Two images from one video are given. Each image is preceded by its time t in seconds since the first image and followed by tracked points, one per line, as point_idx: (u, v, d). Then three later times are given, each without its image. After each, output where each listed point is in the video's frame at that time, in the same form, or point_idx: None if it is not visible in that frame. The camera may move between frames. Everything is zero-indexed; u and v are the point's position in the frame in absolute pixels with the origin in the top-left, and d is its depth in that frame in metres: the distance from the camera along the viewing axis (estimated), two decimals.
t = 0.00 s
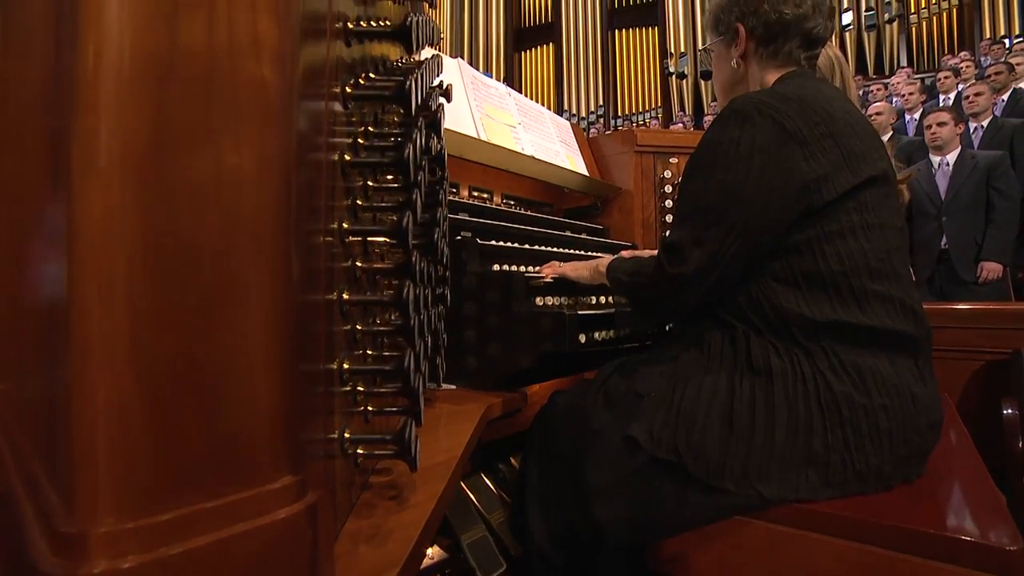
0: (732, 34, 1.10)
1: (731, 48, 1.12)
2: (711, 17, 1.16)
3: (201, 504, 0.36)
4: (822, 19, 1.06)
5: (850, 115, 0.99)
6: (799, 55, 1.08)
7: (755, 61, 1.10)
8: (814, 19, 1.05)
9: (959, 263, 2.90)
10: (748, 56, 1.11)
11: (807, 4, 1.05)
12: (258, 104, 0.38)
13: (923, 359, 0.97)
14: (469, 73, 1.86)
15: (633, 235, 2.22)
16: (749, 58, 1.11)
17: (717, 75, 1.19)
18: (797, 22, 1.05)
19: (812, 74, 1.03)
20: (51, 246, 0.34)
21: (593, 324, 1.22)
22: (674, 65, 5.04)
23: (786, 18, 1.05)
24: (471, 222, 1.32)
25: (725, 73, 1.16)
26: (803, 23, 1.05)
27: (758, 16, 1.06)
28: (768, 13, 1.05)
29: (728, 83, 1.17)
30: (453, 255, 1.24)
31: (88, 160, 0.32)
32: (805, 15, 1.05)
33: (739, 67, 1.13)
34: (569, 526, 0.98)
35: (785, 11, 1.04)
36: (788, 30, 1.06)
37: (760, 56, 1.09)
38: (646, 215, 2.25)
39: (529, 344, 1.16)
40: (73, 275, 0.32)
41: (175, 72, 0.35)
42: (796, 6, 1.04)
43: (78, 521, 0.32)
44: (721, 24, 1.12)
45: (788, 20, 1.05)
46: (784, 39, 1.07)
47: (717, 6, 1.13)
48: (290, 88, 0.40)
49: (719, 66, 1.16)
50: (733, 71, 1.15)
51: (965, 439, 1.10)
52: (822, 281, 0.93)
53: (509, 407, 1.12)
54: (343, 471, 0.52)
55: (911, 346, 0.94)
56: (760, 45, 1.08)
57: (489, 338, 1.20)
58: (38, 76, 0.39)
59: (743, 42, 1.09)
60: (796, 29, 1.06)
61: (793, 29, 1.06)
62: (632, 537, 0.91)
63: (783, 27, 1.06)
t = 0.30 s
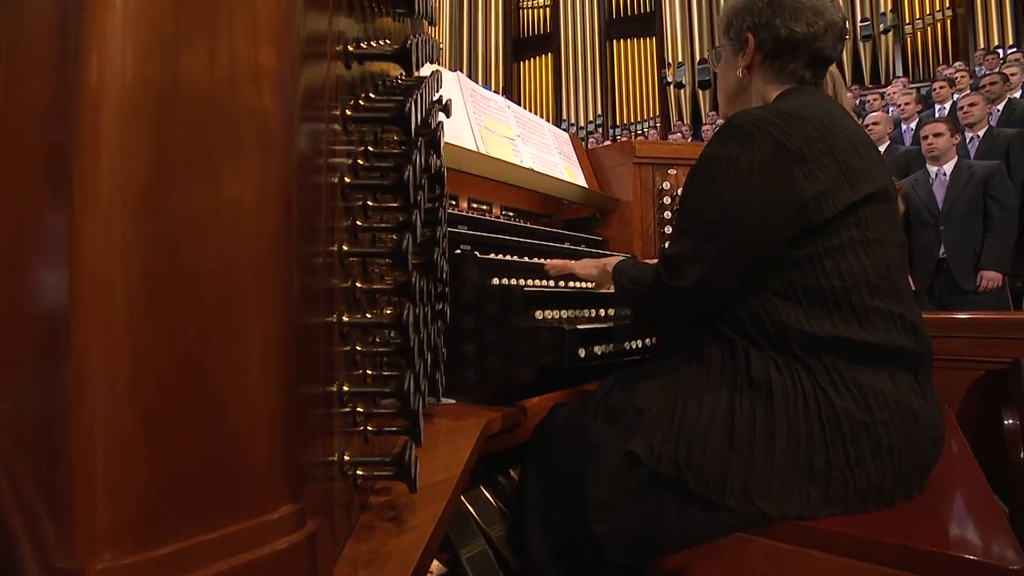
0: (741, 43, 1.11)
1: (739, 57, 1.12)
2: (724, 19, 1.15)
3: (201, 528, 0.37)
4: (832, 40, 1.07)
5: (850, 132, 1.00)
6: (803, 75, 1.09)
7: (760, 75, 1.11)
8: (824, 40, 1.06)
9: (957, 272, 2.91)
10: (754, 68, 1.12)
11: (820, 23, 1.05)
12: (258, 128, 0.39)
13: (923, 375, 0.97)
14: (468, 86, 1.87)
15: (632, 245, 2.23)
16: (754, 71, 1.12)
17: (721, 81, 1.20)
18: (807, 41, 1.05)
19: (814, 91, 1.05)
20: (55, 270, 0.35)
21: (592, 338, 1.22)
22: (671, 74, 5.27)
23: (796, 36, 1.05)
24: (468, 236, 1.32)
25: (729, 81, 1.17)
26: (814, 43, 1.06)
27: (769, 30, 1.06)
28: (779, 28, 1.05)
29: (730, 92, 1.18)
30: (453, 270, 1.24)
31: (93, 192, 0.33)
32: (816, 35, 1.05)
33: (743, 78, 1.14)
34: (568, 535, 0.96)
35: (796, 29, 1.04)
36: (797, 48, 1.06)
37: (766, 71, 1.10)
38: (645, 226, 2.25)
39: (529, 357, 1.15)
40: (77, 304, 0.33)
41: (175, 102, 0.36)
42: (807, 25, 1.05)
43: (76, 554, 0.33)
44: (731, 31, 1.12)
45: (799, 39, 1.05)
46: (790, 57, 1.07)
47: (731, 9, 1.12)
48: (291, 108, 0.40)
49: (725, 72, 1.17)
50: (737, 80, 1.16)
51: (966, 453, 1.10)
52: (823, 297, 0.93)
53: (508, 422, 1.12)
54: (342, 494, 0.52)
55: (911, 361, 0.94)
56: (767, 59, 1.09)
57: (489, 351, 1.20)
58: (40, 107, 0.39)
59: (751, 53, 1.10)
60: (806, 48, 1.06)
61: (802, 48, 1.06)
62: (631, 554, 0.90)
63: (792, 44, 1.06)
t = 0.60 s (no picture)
0: (760, 54, 1.12)
1: (758, 68, 1.14)
2: (744, 29, 1.16)
3: (198, 546, 0.38)
4: (852, 57, 1.07)
5: (854, 152, 1.00)
6: (819, 90, 1.10)
7: (777, 87, 1.13)
8: (845, 55, 1.06)
9: (953, 283, 2.93)
10: (772, 81, 1.13)
11: (842, 39, 1.05)
12: (260, 151, 0.40)
13: (921, 396, 0.98)
14: (467, 100, 1.88)
15: (630, 258, 2.24)
16: (772, 83, 1.13)
17: (739, 91, 1.21)
18: (827, 56, 1.06)
19: (830, 108, 1.06)
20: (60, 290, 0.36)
21: (592, 353, 1.22)
22: (670, 86, 5.24)
23: (817, 50, 1.06)
24: (467, 250, 1.32)
25: (747, 91, 1.18)
26: (834, 58, 1.06)
27: (790, 42, 1.07)
28: (799, 41, 1.06)
29: (747, 102, 1.20)
30: (453, 286, 1.25)
31: (97, 214, 0.34)
32: (837, 50, 1.06)
33: (761, 89, 1.16)
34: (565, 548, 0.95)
35: (816, 43, 1.05)
36: (817, 62, 1.07)
37: (783, 83, 1.12)
38: (643, 238, 2.26)
39: (529, 373, 1.16)
40: (79, 326, 0.34)
41: (179, 126, 0.37)
42: (829, 40, 1.05)
43: None
44: (751, 41, 1.13)
45: (819, 53, 1.06)
46: (809, 71, 1.08)
47: (751, 20, 1.13)
48: (295, 132, 0.41)
49: (744, 81, 1.18)
50: (755, 91, 1.17)
51: (964, 470, 1.10)
52: (820, 316, 0.93)
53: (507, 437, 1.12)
54: (343, 516, 0.52)
55: (909, 382, 0.95)
56: (785, 71, 1.10)
57: (488, 367, 1.20)
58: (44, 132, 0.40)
59: (770, 65, 1.11)
60: (825, 63, 1.07)
61: (821, 63, 1.07)
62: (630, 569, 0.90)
63: (812, 58, 1.07)
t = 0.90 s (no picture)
0: (780, 62, 1.12)
1: (776, 77, 1.14)
2: (761, 37, 1.18)
3: (201, 561, 0.38)
4: (873, 65, 1.08)
5: (873, 164, 1.00)
6: (840, 98, 1.10)
7: (797, 96, 1.13)
8: (866, 63, 1.07)
9: (950, 289, 2.94)
10: (792, 88, 1.13)
11: (863, 47, 1.06)
12: (260, 172, 0.40)
13: (924, 410, 0.98)
14: (465, 111, 1.89)
15: (630, 267, 2.25)
16: (792, 91, 1.14)
17: (757, 101, 1.22)
18: (850, 63, 1.07)
19: (851, 118, 1.07)
20: (52, 310, 0.35)
21: (592, 365, 1.23)
22: (667, 93, 5.33)
23: (839, 58, 1.06)
24: (467, 261, 1.32)
25: (765, 100, 1.19)
26: (856, 66, 1.07)
27: (811, 50, 1.08)
28: (821, 49, 1.07)
29: (766, 111, 1.20)
30: (453, 297, 1.26)
31: (103, 235, 0.35)
32: (859, 58, 1.07)
33: (780, 98, 1.16)
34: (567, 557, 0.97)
35: (839, 51, 1.06)
36: (839, 70, 1.08)
37: (804, 91, 1.12)
38: (642, 247, 2.27)
39: (530, 386, 1.16)
40: (86, 344, 0.34)
41: (185, 146, 0.38)
42: (851, 47, 1.06)
43: None
44: (771, 50, 1.14)
45: (841, 61, 1.07)
46: (831, 79, 1.09)
47: (771, 29, 1.14)
48: (296, 152, 0.41)
49: (762, 91, 1.19)
50: (772, 101, 1.17)
51: (966, 480, 1.10)
52: (827, 327, 0.94)
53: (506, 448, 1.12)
54: (344, 534, 0.52)
55: (914, 398, 0.96)
56: (806, 80, 1.11)
57: (487, 378, 1.20)
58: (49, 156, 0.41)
59: (791, 73, 1.12)
60: (847, 71, 1.08)
61: (843, 71, 1.08)
62: None
63: (834, 66, 1.08)
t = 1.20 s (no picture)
0: (786, 75, 1.14)
1: (781, 89, 1.16)
2: (767, 48, 1.20)
3: None
4: (877, 81, 1.10)
5: (874, 178, 1.01)
6: (844, 113, 1.12)
7: (802, 109, 1.14)
8: (870, 79, 1.09)
9: (941, 298, 2.96)
10: (797, 101, 1.15)
11: (868, 63, 1.08)
12: (262, 194, 0.38)
13: (918, 424, 0.99)
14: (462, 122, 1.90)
15: (625, 277, 2.26)
16: (796, 104, 1.15)
17: (760, 113, 1.23)
18: (855, 79, 1.09)
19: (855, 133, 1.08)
20: (52, 325, 0.35)
21: (588, 377, 1.23)
22: (661, 103, 5.38)
23: (843, 73, 1.08)
24: (463, 272, 1.33)
25: (769, 113, 1.20)
26: (861, 81, 1.09)
27: (817, 64, 1.10)
28: (826, 63, 1.09)
29: (769, 124, 1.21)
30: (450, 309, 1.26)
31: (106, 254, 0.35)
32: (863, 74, 1.08)
33: (785, 111, 1.18)
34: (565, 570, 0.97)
35: (843, 65, 1.08)
36: (844, 85, 1.10)
37: (808, 105, 1.13)
38: (638, 257, 2.28)
39: (527, 398, 1.16)
40: (91, 355, 0.35)
41: (188, 164, 0.37)
42: (855, 63, 1.08)
43: None
44: (776, 63, 1.16)
45: (846, 76, 1.08)
46: (835, 93, 1.11)
47: (778, 41, 1.16)
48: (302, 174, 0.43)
49: (767, 103, 1.20)
50: (777, 113, 1.19)
51: (960, 492, 1.11)
52: (824, 339, 0.94)
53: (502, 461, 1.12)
54: (342, 553, 0.52)
55: (908, 412, 0.97)
56: (811, 94, 1.12)
57: (484, 390, 1.20)
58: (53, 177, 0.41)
59: (795, 86, 1.13)
60: (851, 86, 1.09)
61: (847, 86, 1.09)
62: None
63: (839, 81, 1.09)
